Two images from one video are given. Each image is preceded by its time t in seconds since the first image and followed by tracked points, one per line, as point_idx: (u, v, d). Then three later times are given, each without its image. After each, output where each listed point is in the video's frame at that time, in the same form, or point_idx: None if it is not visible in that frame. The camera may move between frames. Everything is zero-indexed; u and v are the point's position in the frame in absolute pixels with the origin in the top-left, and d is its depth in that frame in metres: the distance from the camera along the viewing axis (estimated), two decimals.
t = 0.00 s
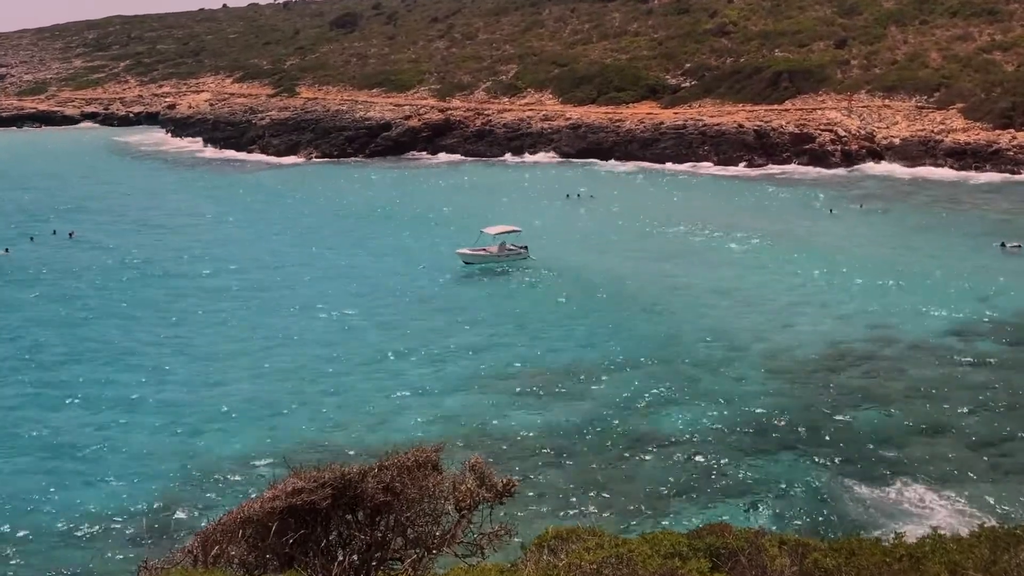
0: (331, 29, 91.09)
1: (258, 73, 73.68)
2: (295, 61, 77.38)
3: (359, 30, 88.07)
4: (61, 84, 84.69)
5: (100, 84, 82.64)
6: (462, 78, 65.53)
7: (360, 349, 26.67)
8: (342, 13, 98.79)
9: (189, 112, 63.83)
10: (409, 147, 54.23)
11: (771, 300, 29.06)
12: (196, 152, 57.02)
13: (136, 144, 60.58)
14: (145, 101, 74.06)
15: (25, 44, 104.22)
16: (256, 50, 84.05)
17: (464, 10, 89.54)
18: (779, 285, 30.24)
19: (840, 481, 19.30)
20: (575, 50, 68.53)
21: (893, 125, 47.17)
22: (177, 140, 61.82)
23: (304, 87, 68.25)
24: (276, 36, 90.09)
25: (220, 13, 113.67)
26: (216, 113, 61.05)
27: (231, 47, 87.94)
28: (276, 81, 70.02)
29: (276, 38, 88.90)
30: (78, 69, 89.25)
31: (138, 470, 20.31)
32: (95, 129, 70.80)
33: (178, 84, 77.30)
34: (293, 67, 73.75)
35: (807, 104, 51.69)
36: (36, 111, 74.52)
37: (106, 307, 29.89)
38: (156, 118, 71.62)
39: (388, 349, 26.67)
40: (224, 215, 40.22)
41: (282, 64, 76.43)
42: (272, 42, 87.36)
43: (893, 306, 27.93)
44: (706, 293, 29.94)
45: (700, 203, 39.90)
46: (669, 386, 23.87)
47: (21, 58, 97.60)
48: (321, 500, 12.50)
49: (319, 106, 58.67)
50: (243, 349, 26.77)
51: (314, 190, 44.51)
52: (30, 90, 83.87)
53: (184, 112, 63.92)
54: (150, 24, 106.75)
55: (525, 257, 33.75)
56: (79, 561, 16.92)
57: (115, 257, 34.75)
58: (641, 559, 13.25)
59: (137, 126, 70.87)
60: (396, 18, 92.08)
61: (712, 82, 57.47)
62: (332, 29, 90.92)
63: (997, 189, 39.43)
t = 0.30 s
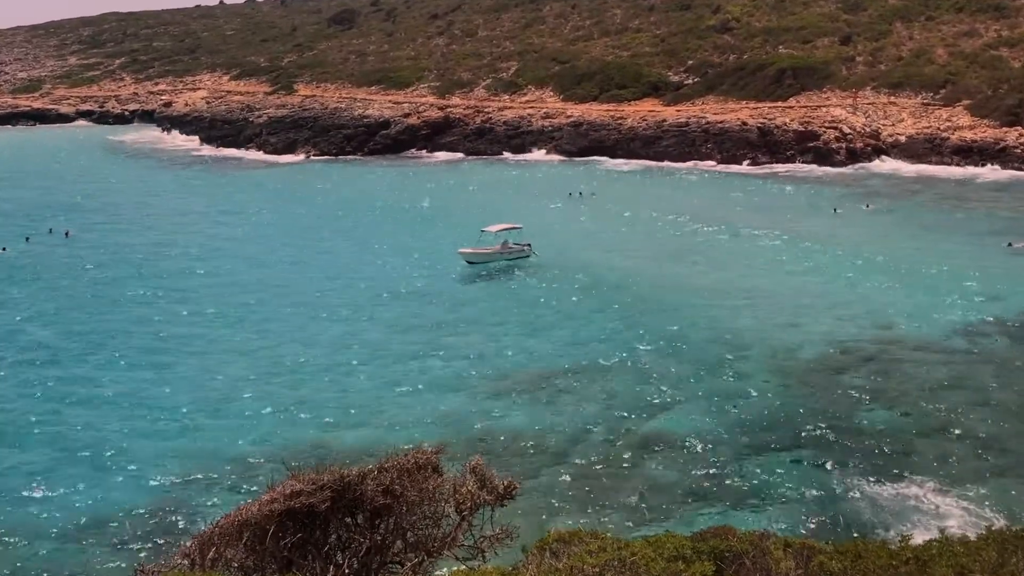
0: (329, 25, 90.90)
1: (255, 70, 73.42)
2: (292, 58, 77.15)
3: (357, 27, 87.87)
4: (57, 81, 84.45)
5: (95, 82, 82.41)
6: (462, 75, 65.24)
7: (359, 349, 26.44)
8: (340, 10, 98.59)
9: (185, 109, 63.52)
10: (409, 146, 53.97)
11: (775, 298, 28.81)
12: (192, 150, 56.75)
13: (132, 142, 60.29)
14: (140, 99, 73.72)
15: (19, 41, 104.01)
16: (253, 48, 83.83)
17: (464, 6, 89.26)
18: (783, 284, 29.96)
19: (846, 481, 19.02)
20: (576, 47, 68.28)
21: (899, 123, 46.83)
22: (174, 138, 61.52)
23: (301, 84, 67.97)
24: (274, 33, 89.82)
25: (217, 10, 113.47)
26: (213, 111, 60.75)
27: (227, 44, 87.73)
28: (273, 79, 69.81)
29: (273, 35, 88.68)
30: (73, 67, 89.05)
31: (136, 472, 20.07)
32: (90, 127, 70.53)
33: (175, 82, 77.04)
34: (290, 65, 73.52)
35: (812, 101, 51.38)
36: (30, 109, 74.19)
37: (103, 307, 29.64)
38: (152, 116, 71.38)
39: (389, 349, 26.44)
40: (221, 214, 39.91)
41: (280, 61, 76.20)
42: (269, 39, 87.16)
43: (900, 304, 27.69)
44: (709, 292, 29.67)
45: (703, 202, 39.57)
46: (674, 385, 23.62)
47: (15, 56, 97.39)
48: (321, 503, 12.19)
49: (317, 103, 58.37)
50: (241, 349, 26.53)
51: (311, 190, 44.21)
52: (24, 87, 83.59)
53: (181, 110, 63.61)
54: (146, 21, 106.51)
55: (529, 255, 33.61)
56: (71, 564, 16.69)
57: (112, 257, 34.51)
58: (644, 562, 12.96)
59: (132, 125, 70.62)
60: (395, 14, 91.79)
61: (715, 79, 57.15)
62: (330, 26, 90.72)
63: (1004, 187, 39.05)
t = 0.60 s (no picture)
0: (326, 22, 90.42)
1: (250, 68, 73.01)
2: (288, 55, 76.71)
3: (354, 23, 87.37)
4: (47, 79, 84.08)
5: (87, 81, 81.91)
6: (462, 73, 64.83)
7: (358, 350, 26.06)
8: (337, 5, 98.09)
9: (178, 108, 62.98)
10: (407, 145, 53.43)
11: (786, 299, 28.43)
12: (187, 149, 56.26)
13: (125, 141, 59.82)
14: (132, 98, 73.17)
15: (9, 39, 103.45)
16: (248, 45, 83.36)
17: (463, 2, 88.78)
18: (792, 285, 29.54)
19: (856, 485, 18.61)
20: (578, 43, 67.79)
21: (908, 121, 46.30)
22: (167, 137, 61.04)
23: (297, 81, 67.58)
24: (269, 29, 89.33)
25: (211, 6, 112.92)
26: (207, 109, 60.25)
27: (222, 41, 87.21)
28: (269, 76, 69.40)
29: (268, 32, 88.18)
30: (65, 66, 88.61)
31: (129, 477, 19.65)
32: (81, 125, 70.04)
33: (168, 79, 76.62)
34: (286, 62, 73.11)
35: (819, 99, 50.87)
36: (20, 108, 73.58)
37: (94, 308, 29.20)
38: (145, 115, 70.91)
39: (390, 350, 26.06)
40: (216, 215, 39.41)
41: (275, 58, 75.81)
42: (264, 35, 86.67)
43: (914, 304, 27.35)
44: (715, 293, 29.22)
45: (708, 203, 39.02)
46: (681, 387, 23.21)
47: (5, 54, 96.88)
48: (318, 510, 10.64)
49: (313, 101, 57.92)
50: (238, 350, 26.12)
51: (309, 190, 43.70)
52: (14, 86, 83.02)
53: (174, 109, 63.11)
54: (138, 17, 105.85)
55: (532, 256, 33.07)
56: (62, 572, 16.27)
57: (105, 258, 34.06)
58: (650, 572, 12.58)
59: (125, 123, 70.09)
60: (393, 9, 91.23)
61: (720, 76, 56.67)
62: (327, 22, 90.28)
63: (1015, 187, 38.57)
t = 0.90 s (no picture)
0: (322, 17, 89.89)
1: (244, 65, 72.44)
2: (283, 51, 76.13)
3: (350, 18, 86.82)
4: (36, 77, 83.55)
5: (76, 78, 81.43)
6: (461, 69, 64.30)
7: (357, 353, 25.51)
8: None
9: (169, 105, 62.46)
10: (405, 143, 52.87)
11: (797, 301, 27.90)
12: (180, 148, 55.72)
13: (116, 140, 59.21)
14: (123, 96, 72.61)
15: None
16: (242, 41, 82.81)
17: None
18: (803, 286, 29.01)
19: (871, 491, 18.05)
20: (581, 39, 67.22)
21: (920, 118, 45.74)
22: (159, 135, 60.39)
23: (292, 79, 67.00)
24: (264, 24, 88.64)
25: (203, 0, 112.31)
26: (200, 107, 59.72)
27: (215, 37, 86.63)
28: (263, 73, 68.93)
29: (262, 27, 87.64)
30: (53, 62, 88.18)
31: (118, 484, 19.11)
32: (71, 124, 69.39)
33: (159, 77, 76.10)
34: (281, 59, 72.62)
35: (830, 95, 50.32)
36: (9, 105, 73.04)
37: (83, 311, 28.68)
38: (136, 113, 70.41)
39: (390, 353, 25.53)
40: (211, 216, 38.84)
41: (270, 55, 75.24)
42: (258, 31, 86.08)
43: (929, 305, 26.85)
44: (724, 294, 28.68)
45: (712, 202, 38.43)
46: (690, 392, 22.68)
47: None
48: (314, 518, 10.86)
49: (309, 99, 57.31)
50: (232, 353, 25.59)
51: (307, 190, 43.15)
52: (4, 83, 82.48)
53: (166, 106, 62.58)
54: (130, 12, 105.22)
55: (534, 258, 32.17)
56: None
57: (95, 259, 33.54)
58: None
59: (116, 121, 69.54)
60: (390, 3, 90.62)
61: (728, 72, 56.05)
62: (323, 17, 89.75)
63: None
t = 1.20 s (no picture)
0: (320, 14, 89.40)
1: (241, 62, 72.01)
2: (280, 49, 75.73)
3: (349, 15, 86.37)
4: (29, 75, 83.21)
5: (71, 76, 81.00)
6: (463, 67, 63.85)
7: (357, 356, 25.12)
8: None
9: (165, 104, 62.05)
10: (405, 142, 52.51)
11: (807, 303, 27.43)
12: (176, 147, 55.31)
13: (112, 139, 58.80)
14: (118, 94, 72.01)
15: None
16: (239, 38, 82.40)
17: None
18: (813, 288, 28.53)
19: (886, 497, 17.61)
20: (585, 36, 66.73)
21: (932, 116, 45.10)
22: (154, 134, 59.91)
23: (289, 77, 66.59)
24: (261, 21, 88.12)
25: None
26: (196, 105, 59.28)
27: (211, 34, 86.24)
28: (261, 71, 68.56)
29: (260, 24, 87.18)
30: (46, 60, 87.80)
31: (113, 490, 18.71)
32: (65, 123, 68.94)
33: (154, 75, 75.70)
34: (279, 56, 72.23)
35: (838, 93, 49.85)
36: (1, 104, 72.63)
37: (77, 313, 28.29)
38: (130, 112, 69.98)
39: (393, 356, 25.12)
40: (209, 216, 38.46)
41: (267, 52, 74.84)
42: (256, 28, 85.64)
43: (943, 307, 26.39)
44: (733, 296, 28.25)
45: (716, 203, 37.99)
46: (699, 395, 22.26)
47: None
48: (312, 525, 10.53)
49: (307, 97, 56.84)
50: (230, 356, 25.17)
51: (307, 189, 42.74)
52: None
53: (162, 104, 62.17)
54: (125, 8, 104.68)
55: (537, 262, 31.61)
56: None
57: (89, 259, 33.17)
58: None
59: (109, 120, 68.98)
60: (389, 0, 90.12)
61: (735, 70, 55.57)
62: (321, 14, 89.30)
63: None
